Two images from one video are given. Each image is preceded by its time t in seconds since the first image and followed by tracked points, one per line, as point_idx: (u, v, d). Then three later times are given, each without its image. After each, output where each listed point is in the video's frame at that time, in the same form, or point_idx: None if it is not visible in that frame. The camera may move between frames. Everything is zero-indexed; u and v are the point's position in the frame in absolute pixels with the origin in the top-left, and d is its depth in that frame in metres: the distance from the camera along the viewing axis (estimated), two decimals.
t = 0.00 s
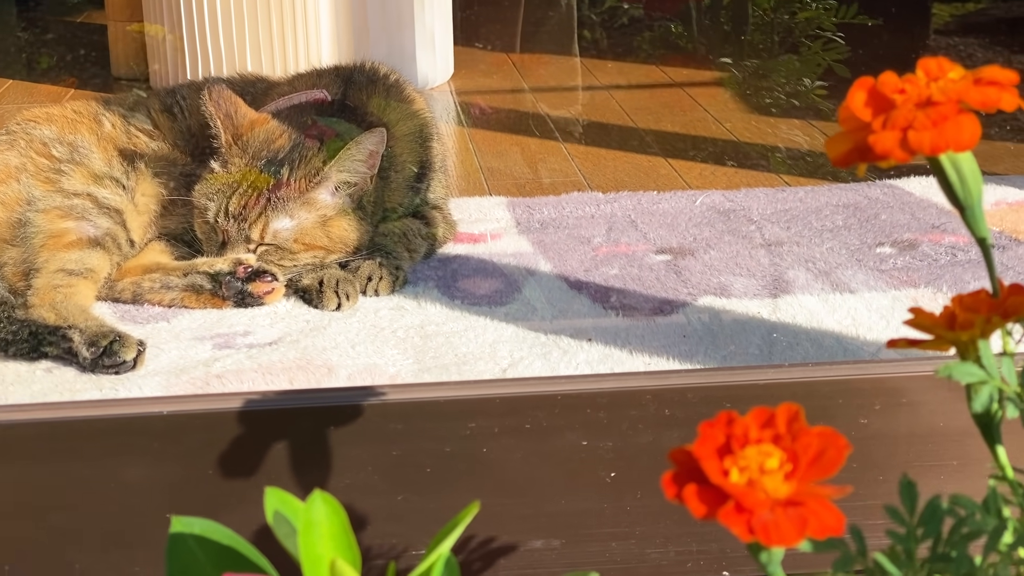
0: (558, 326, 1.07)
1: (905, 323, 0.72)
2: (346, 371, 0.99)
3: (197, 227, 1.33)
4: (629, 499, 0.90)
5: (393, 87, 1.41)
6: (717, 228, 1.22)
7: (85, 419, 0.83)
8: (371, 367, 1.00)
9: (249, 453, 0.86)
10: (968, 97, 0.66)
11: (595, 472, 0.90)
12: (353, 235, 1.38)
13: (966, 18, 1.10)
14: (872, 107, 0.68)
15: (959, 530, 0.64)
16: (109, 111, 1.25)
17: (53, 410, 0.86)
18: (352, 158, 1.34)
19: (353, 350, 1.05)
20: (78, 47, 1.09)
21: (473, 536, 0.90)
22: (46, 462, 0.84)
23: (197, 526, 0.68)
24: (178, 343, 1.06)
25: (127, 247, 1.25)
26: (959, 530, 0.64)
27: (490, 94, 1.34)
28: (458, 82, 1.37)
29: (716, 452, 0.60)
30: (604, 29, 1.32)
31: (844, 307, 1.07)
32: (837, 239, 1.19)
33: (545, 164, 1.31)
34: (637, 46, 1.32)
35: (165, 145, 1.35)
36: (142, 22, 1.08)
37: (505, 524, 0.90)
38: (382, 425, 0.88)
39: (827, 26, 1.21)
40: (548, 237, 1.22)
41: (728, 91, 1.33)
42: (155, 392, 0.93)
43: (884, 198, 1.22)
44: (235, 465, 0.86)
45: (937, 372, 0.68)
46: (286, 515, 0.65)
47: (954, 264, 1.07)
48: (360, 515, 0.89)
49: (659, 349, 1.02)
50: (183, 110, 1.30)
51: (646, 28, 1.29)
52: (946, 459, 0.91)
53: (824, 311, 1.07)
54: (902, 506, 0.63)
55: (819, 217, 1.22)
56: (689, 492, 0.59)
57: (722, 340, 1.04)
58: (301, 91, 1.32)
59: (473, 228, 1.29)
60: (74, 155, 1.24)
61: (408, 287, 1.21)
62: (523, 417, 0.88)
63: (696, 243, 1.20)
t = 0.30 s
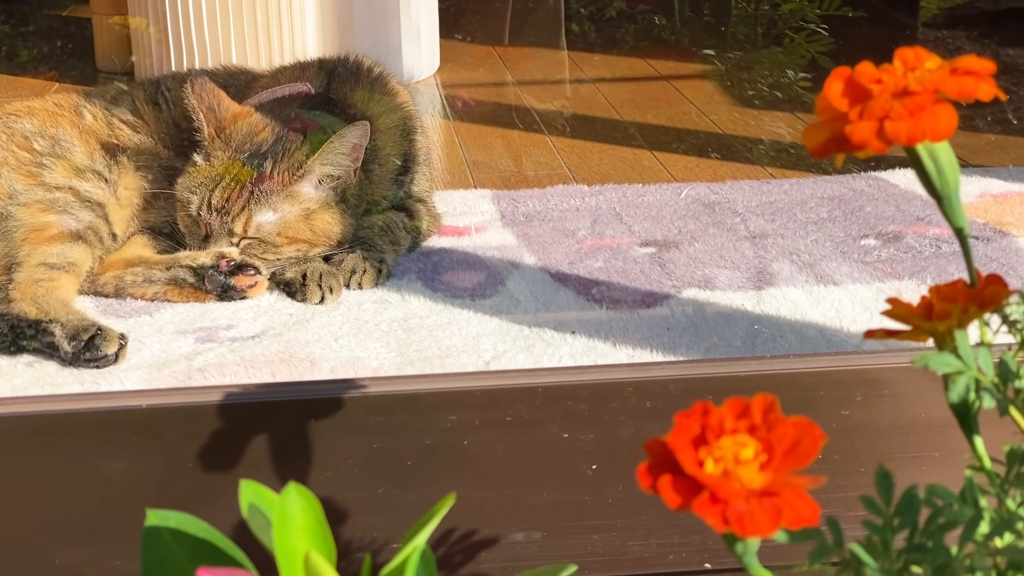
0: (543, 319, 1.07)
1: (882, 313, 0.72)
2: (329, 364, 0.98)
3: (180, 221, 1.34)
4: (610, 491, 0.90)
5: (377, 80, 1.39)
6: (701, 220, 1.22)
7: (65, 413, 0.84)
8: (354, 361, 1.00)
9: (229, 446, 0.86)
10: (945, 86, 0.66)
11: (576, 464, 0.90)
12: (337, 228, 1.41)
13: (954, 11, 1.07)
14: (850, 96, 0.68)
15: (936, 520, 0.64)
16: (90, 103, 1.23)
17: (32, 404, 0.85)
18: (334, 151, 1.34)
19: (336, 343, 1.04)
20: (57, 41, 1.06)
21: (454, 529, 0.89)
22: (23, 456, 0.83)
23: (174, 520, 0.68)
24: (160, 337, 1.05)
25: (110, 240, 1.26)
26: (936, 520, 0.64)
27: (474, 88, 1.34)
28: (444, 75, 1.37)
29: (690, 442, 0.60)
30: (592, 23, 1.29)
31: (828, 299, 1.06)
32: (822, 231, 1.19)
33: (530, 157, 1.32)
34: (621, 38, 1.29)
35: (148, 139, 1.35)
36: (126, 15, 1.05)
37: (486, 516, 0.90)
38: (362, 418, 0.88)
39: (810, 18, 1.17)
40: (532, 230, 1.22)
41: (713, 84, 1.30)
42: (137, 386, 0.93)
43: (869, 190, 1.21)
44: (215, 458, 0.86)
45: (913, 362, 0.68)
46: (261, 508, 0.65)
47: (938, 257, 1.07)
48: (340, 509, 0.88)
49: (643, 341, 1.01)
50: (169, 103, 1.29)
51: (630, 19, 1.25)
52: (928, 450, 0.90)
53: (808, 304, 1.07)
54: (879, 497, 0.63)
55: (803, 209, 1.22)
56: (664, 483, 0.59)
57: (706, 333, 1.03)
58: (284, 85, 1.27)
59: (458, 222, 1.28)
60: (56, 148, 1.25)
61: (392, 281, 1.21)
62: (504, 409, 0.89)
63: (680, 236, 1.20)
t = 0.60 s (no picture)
0: (527, 311, 1.07)
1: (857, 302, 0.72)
2: (310, 356, 0.98)
3: (161, 214, 1.34)
4: (590, 483, 0.90)
5: (360, 72, 1.42)
6: (685, 212, 1.21)
7: (41, 405, 0.84)
8: (336, 353, 1.00)
9: (207, 439, 0.86)
10: (919, 74, 0.65)
11: (556, 456, 0.89)
12: (319, 221, 1.41)
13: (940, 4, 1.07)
14: (824, 85, 0.68)
15: (909, 509, 0.64)
16: (73, 97, 1.23)
17: (10, 398, 0.86)
18: (317, 143, 1.36)
19: (318, 335, 1.04)
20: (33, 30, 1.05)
21: (433, 521, 0.89)
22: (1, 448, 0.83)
23: (146, 512, 0.67)
24: (140, 330, 1.05)
25: (91, 234, 1.26)
26: (909, 509, 0.63)
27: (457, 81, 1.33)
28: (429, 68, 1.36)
29: (662, 431, 0.60)
30: (580, 17, 1.29)
31: (812, 290, 1.06)
32: (806, 223, 1.19)
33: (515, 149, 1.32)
34: (604, 30, 1.29)
35: (129, 131, 1.35)
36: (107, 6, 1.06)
37: (466, 508, 0.89)
38: (340, 411, 0.87)
39: (793, 9, 1.18)
40: (516, 223, 1.21)
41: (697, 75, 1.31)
42: (116, 378, 0.92)
43: (854, 181, 1.19)
44: (192, 451, 0.86)
45: (887, 351, 0.68)
46: (232, 499, 0.65)
47: (922, 248, 1.06)
48: (320, 502, 0.87)
49: (625, 332, 1.01)
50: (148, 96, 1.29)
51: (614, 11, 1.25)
52: (909, 440, 0.90)
53: (791, 295, 1.06)
54: (851, 486, 0.63)
55: (788, 201, 1.21)
56: (634, 472, 0.58)
57: (689, 323, 1.03)
58: (267, 77, 1.32)
59: (442, 214, 1.27)
60: (37, 141, 1.23)
61: (375, 273, 1.20)
62: (483, 401, 0.89)
63: (664, 228, 1.20)
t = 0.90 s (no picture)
0: (507, 305, 1.06)
1: (826, 294, 0.71)
2: (288, 351, 0.98)
3: (140, 208, 1.33)
4: (566, 476, 0.89)
5: (341, 65, 1.42)
6: (667, 206, 1.21)
7: (11, 401, 0.84)
8: (314, 348, 0.99)
9: (179, 433, 0.86)
10: (886, 64, 0.65)
11: (532, 450, 0.89)
12: (297, 215, 1.40)
13: None
14: (792, 76, 0.67)
15: (876, 501, 0.63)
16: (52, 92, 1.22)
17: None
18: (296, 137, 1.33)
19: (297, 330, 1.04)
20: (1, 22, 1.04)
21: (408, 515, 0.89)
22: None
23: (111, 508, 0.66)
24: (118, 325, 1.04)
25: (69, 229, 1.26)
26: (876, 501, 0.63)
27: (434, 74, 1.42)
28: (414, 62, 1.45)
29: (625, 424, 0.60)
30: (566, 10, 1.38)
31: (793, 283, 1.05)
32: (787, 216, 1.18)
33: (497, 143, 1.32)
34: (585, 23, 1.38)
35: (108, 125, 1.34)
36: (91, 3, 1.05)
37: (441, 502, 0.89)
38: (314, 404, 0.87)
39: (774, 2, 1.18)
40: (497, 216, 1.20)
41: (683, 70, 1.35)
42: (92, 373, 0.92)
43: (835, 174, 1.18)
44: (165, 446, 0.85)
45: (855, 342, 0.68)
46: (197, 494, 0.64)
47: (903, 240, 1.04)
48: (293, 496, 0.88)
49: (606, 326, 1.01)
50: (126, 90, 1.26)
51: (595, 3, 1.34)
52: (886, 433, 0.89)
53: (772, 288, 1.05)
54: (817, 479, 0.63)
55: (771, 193, 1.21)
56: (597, 466, 0.58)
57: (670, 317, 1.02)
58: (245, 70, 1.25)
59: (423, 208, 1.26)
60: (15, 135, 1.23)
61: (355, 267, 1.20)
62: (458, 394, 0.88)
63: (646, 221, 1.19)
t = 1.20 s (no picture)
0: (487, 297, 1.06)
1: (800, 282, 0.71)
2: (268, 343, 0.97)
3: (118, 200, 1.32)
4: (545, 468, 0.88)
5: (320, 57, 1.44)
6: (650, 197, 1.20)
7: None
8: (294, 341, 0.99)
9: (154, 425, 0.85)
10: (858, 50, 0.65)
11: (509, 441, 0.88)
12: (280, 207, 1.39)
13: None
14: (766, 61, 0.66)
15: (847, 490, 0.63)
16: (31, 83, 1.26)
17: None
18: (276, 128, 1.34)
19: (277, 322, 1.03)
20: None
21: (385, 507, 0.88)
22: None
23: (80, 499, 0.67)
24: (97, 318, 1.04)
25: (48, 221, 1.24)
26: (847, 490, 0.63)
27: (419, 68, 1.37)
28: (398, 54, 1.41)
29: (592, 414, 0.59)
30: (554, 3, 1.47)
31: (774, 274, 1.04)
32: (770, 207, 1.17)
33: (480, 134, 1.31)
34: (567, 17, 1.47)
35: (88, 117, 1.34)
36: None
37: (418, 494, 0.89)
38: (290, 396, 0.87)
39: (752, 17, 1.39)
40: (480, 208, 1.19)
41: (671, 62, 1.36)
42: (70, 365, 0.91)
43: (819, 165, 1.17)
44: (140, 438, 0.85)
45: (827, 330, 0.67)
46: (164, 485, 0.64)
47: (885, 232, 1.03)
48: (269, 489, 0.87)
49: (589, 318, 1.00)
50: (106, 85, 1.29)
51: None
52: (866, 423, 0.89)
53: (754, 279, 1.05)
54: (788, 467, 0.62)
55: (754, 184, 1.20)
56: (564, 456, 0.58)
57: (652, 307, 1.02)
58: (225, 61, 1.31)
59: (405, 200, 1.25)
60: None
61: (335, 259, 1.19)
62: (435, 386, 0.88)
63: (629, 213, 1.18)
